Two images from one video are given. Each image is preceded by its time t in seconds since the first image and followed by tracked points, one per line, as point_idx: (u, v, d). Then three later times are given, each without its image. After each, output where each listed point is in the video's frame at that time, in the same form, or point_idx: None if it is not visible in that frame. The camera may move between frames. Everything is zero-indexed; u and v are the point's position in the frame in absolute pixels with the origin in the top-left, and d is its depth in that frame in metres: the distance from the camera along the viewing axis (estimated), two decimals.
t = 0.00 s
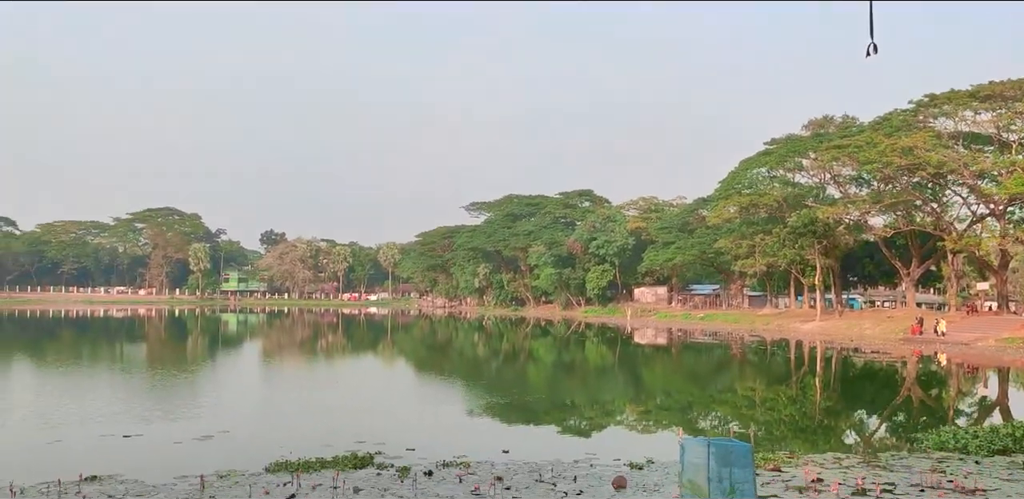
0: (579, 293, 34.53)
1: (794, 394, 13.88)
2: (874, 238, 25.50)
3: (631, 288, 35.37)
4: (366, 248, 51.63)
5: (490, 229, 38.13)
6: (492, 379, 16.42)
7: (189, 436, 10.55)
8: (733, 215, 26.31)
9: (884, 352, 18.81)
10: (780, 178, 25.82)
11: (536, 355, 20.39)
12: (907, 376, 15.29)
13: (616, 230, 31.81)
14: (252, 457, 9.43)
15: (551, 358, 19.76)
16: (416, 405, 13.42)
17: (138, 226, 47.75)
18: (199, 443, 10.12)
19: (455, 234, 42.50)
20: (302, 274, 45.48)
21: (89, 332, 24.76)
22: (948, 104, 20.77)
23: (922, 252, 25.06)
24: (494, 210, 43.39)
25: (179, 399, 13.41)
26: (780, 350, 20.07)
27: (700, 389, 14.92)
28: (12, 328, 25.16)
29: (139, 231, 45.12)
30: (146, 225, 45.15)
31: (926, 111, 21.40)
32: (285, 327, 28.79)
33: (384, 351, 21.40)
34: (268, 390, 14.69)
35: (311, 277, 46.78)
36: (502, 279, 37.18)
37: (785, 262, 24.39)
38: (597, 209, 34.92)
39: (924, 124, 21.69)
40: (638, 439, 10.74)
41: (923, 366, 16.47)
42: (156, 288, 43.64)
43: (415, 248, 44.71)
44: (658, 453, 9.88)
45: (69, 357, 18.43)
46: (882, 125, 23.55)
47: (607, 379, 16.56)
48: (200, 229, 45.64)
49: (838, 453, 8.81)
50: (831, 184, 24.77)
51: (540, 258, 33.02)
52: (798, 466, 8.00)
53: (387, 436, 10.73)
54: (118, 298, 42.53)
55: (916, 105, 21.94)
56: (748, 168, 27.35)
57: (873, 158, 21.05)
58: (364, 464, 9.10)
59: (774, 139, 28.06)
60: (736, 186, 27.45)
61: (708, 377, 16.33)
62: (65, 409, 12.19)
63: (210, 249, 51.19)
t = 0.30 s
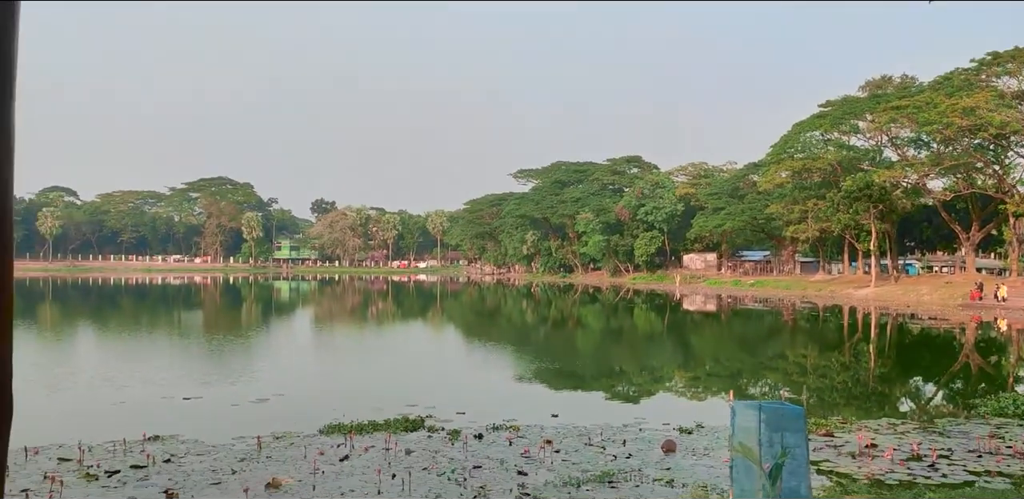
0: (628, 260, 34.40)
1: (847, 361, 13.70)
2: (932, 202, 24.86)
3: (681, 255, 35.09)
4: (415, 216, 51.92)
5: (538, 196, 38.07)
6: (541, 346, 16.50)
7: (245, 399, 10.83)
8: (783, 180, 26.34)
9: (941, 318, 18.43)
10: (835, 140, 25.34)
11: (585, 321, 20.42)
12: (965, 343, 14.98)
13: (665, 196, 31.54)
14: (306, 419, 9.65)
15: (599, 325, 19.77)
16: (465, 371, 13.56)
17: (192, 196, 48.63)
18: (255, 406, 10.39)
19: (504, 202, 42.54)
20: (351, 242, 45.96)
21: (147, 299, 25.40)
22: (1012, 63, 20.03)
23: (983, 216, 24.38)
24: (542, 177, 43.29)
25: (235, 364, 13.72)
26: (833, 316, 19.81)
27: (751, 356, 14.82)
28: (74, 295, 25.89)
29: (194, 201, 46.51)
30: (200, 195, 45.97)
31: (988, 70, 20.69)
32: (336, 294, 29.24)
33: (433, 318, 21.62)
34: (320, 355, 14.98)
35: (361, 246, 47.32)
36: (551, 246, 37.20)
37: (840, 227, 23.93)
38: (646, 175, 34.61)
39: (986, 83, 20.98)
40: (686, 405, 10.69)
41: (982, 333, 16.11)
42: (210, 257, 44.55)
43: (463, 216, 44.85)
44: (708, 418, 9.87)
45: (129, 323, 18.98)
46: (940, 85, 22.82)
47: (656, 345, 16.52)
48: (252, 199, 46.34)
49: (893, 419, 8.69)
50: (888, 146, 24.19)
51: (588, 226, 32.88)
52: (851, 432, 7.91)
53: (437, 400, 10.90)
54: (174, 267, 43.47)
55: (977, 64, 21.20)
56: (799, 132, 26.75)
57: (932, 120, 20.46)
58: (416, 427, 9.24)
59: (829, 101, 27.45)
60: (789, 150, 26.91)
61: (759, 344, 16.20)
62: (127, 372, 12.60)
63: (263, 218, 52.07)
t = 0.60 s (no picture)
0: (677, 227, 34.09)
1: (905, 329, 13.41)
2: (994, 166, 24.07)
3: (731, 221, 34.64)
4: (463, 183, 51.98)
5: (587, 162, 37.81)
6: (589, 313, 16.46)
7: (299, 363, 11.01)
8: (841, 142, 25.78)
9: (1003, 285, 17.92)
10: (895, 102, 24.73)
11: (634, 288, 20.31)
12: None
13: (716, 161, 31.09)
14: (358, 384, 9.79)
15: (648, 292, 19.64)
16: (514, 337, 13.60)
17: (244, 164, 49.27)
18: (308, 370, 10.55)
19: (552, 168, 42.35)
20: (400, 210, 46.22)
21: (202, 267, 25.88)
22: None
23: None
24: (591, 143, 42.96)
25: (288, 329, 13.94)
26: (890, 283, 19.40)
27: (804, 323, 14.60)
28: (131, 263, 26.47)
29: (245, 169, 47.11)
30: (251, 163, 46.56)
31: None
32: (386, 262, 29.50)
33: (482, 285, 21.71)
34: (371, 321, 15.15)
35: (410, 213, 47.57)
36: (599, 213, 37.02)
37: (897, 191, 23.34)
38: (696, 140, 34.12)
39: None
40: (737, 373, 10.58)
41: None
42: (263, 224, 45.23)
43: (511, 183, 44.77)
44: (760, 386, 9.74)
45: (186, 289, 19.40)
46: (1006, 43, 21.99)
47: (706, 312, 16.37)
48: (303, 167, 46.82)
49: (952, 387, 8.49)
50: (950, 107, 23.47)
51: (637, 192, 32.59)
52: (909, 399, 7.75)
53: (487, 366, 10.97)
54: (228, 235, 44.22)
55: None
56: (859, 93, 26.13)
57: (998, 79, 19.74)
58: (466, 391, 9.30)
59: (888, 61, 26.69)
60: (846, 113, 26.24)
61: (813, 311, 15.95)
62: (184, 337, 12.87)
63: (313, 186, 52.63)
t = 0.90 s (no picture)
0: (717, 203, 33.77)
1: (950, 306, 13.21)
2: None
3: (772, 197, 34.20)
4: (500, 160, 51.88)
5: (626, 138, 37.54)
6: (627, 289, 16.44)
7: (338, 338, 11.14)
8: (886, 116, 25.18)
9: None
10: (942, 75, 24.20)
11: (672, 265, 20.21)
12: None
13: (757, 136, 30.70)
14: (397, 359, 9.88)
15: (686, 268, 19.51)
16: (552, 313, 13.62)
17: (283, 142, 49.64)
18: (348, 345, 10.67)
19: (590, 145, 42.13)
20: (438, 187, 46.29)
21: (243, 243, 26.19)
22: None
23: None
24: (630, 119, 42.64)
25: (327, 305, 14.09)
26: (936, 259, 19.06)
27: (846, 300, 14.44)
28: (174, 240, 26.86)
29: (284, 146, 47.47)
30: (291, 141, 46.91)
31: None
32: (424, 238, 29.68)
33: (520, 261, 21.75)
34: (409, 297, 15.29)
35: (448, 190, 47.68)
36: (637, 190, 36.80)
37: (944, 166, 22.85)
38: (737, 115, 33.70)
39: None
40: (777, 350, 10.50)
41: None
42: (302, 202, 45.63)
43: (549, 159, 44.59)
44: (803, 362, 9.68)
45: (228, 266, 19.69)
46: None
47: (745, 289, 16.24)
48: (341, 144, 47.07)
49: (1000, 365, 8.34)
50: (1001, 79, 22.92)
51: (676, 168, 32.28)
52: (954, 377, 7.63)
53: (525, 342, 11.02)
54: (268, 212, 44.68)
55: None
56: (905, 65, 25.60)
57: None
58: (504, 366, 9.33)
59: (935, 33, 26.06)
60: (892, 86, 25.65)
61: (855, 288, 15.77)
62: (227, 312, 13.10)
63: (352, 163, 52.95)
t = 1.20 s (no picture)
0: (748, 185, 33.44)
1: (986, 289, 13.01)
2: None
3: (805, 179, 33.79)
4: (530, 141, 51.73)
5: (657, 118, 37.24)
6: (657, 271, 16.38)
7: (369, 318, 11.23)
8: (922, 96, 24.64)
9: None
10: (981, 54, 23.74)
11: (703, 247, 20.08)
12: None
13: (790, 116, 30.31)
14: (427, 338, 9.93)
15: (717, 250, 19.37)
16: (582, 294, 13.60)
17: (314, 123, 49.87)
18: (379, 324, 10.76)
19: (620, 125, 41.86)
20: (467, 168, 46.28)
21: (275, 224, 26.40)
22: None
23: None
24: (660, 99, 42.30)
25: (358, 285, 14.19)
26: (972, 242, 18.77)
27: (879, 283, 14.28)
28: (207, 220, 27.21)
29: (315, 127, 47.66)
30: (321, 122, 47.15)
31: None
32: (453, 219, 29.73)
33: (549, 243, 21.75)
34: (439, 277, 15.36)
35: (477, 172, 47.67)
36: (668, 171, 36.54)
37: (982, 146, 22.43)
38: (769, 95, 33.29)
39: None
40: (808, 332, 10.42)
41: None
42: (333, 183, 45.84)
43: (579, 140, 44.39)
44: (834, 345, 9.61)
45: (260, 246, 19.87)
46: None
47: (777, 271, 16.10)
48: (371, 125, 47.18)
49: None
50: None
51: (707, 149, 31.98)
52: (990, 360, 7.52)
53: (554, 322, 11.05)
54: (299, 193, 45.01)
55: None
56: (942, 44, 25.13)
57: None
58: (534, 347, 9.35)
59: (974, 12, 25.51)
60: (928, 66, 25.15)
61: (889, 270, 15.58)
62: (260, 291, 13.25)
63: (382, 144, 53.09)
